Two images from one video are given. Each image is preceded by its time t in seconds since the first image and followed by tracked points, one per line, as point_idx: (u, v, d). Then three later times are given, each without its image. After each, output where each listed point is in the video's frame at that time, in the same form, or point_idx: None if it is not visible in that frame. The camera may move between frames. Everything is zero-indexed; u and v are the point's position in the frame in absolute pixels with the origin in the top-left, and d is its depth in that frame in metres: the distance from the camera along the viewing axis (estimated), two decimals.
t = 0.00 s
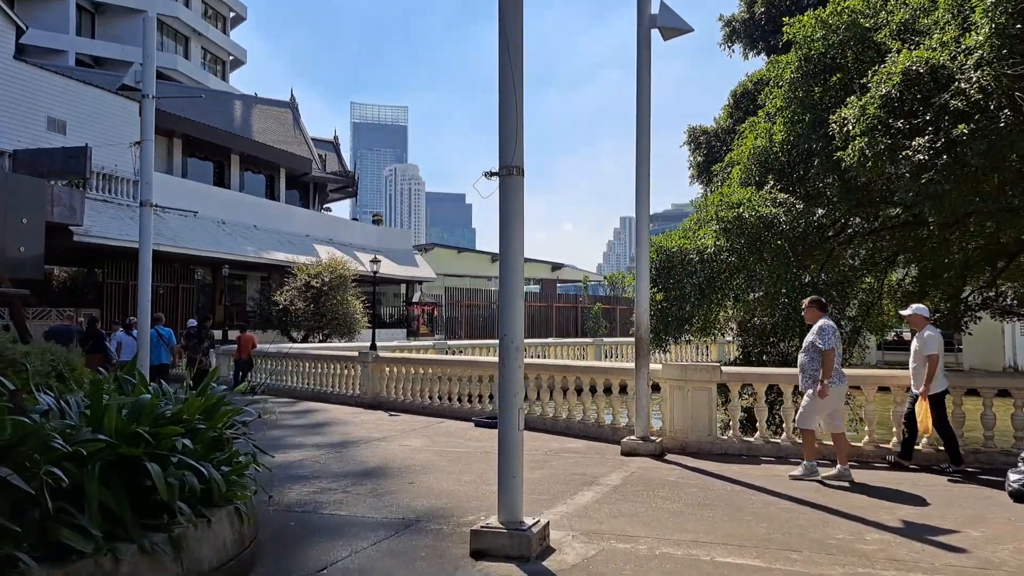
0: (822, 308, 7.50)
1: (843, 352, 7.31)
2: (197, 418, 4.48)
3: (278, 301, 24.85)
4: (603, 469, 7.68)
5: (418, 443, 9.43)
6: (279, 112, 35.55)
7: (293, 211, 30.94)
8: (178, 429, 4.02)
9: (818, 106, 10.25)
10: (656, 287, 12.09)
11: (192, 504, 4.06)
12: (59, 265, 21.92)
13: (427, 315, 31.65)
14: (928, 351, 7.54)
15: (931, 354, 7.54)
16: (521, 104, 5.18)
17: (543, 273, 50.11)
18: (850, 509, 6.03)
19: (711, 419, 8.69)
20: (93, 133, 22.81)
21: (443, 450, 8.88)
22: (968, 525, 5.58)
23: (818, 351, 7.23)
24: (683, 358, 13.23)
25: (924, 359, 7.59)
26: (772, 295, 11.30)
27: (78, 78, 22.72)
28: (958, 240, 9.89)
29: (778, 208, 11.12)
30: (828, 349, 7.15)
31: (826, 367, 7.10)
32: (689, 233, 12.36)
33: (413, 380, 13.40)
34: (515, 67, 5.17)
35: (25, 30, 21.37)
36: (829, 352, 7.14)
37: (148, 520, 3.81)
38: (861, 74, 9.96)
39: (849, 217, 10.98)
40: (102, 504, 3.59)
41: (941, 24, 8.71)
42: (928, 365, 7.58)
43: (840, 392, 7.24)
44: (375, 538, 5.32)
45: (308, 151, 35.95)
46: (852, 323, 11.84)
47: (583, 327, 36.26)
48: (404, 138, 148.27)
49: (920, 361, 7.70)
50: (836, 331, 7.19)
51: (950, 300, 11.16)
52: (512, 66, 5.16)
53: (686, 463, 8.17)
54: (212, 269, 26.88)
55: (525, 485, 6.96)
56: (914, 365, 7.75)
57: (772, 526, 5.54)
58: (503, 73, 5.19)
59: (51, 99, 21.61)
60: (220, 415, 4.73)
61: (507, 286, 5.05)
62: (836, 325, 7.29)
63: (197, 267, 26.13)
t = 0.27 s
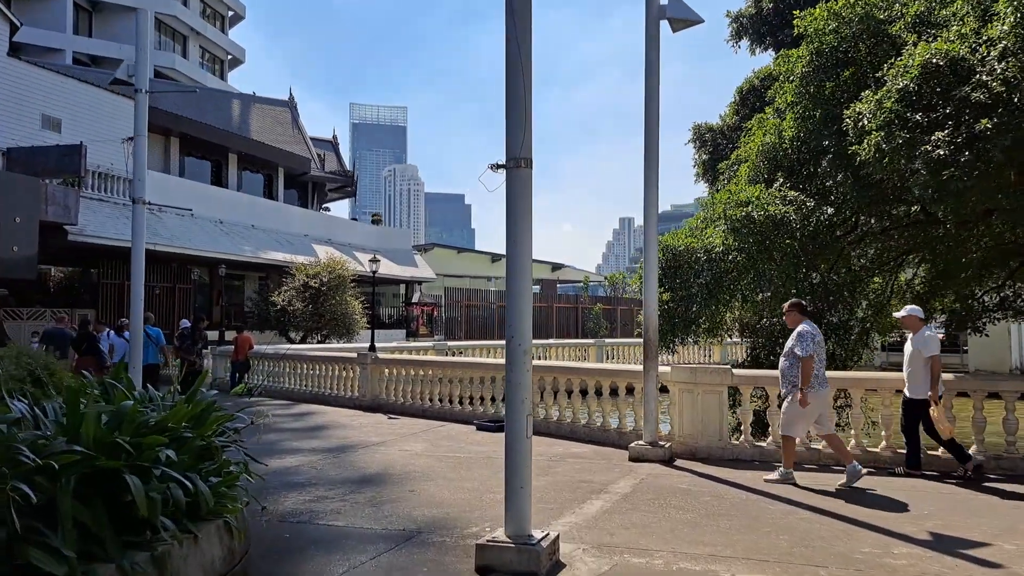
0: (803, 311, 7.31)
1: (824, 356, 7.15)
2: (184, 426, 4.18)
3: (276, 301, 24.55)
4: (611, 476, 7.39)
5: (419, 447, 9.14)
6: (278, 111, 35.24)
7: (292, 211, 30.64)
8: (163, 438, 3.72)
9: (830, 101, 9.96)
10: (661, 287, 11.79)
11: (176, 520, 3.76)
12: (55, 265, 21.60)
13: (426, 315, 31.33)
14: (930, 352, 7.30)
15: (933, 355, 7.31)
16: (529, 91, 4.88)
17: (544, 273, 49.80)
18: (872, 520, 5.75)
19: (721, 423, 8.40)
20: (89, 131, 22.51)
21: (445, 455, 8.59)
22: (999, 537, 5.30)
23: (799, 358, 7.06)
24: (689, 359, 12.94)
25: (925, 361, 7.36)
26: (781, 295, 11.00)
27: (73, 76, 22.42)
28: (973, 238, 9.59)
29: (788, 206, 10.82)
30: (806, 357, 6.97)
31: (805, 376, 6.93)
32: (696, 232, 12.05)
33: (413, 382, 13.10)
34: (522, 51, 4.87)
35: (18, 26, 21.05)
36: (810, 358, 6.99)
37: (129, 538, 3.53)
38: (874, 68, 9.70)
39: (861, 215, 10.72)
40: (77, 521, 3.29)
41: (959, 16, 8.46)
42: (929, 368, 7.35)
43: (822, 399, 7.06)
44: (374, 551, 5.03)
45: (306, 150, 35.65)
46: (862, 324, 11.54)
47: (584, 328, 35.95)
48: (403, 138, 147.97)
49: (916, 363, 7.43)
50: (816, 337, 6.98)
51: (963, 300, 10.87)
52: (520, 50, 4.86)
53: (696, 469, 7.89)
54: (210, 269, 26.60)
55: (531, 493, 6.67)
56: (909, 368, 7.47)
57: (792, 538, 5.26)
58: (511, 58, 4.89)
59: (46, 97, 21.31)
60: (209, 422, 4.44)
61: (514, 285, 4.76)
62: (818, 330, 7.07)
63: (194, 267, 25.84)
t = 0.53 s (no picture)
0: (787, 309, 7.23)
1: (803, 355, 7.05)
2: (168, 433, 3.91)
3: (274, 301, 24.24)
4: (620, 481, 7.10)
5: (419, 451, 8.85)
6: (276, 110, 34.94)
7: (290, 210, 30.34)
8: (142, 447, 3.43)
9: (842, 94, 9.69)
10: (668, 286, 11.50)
11: (159, 535, 3.47)
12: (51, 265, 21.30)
13: (426, 316, 31.08)
14: (929, 351, 7.01)
15: (933, 355, 7.02)
16: (537, 75, 4.59)
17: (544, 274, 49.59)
18: (897, 529, 5.47)
19: (733, 426, 8.09)
20: (84, 128, 22.22)
21: (447, 460, 8.30)
22: None
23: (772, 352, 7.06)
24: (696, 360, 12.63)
25: (925, 360, 7.06)
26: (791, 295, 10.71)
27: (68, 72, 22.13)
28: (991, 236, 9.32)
29: (798, 202, 10.53)
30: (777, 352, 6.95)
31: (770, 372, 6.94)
32: (703, 230, 11.76)
33: (413, 383, 12.80)
34: (532, 34, 4.58)
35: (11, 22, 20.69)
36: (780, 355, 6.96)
37: (106, 555, 3.24)
38: (888, 60, 9.44)
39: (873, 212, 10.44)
40: (48, 537, 3.02)
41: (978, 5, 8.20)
42: (929, 366, 7.06)
43: (798, 397, 6.98)
44: (374, 564, 4.74)
45: (305, 149, 35.37)
46: (874, 323, 11.27)
47: (585, 328, 35.66)
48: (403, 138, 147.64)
49: (915, 362, 7.13)
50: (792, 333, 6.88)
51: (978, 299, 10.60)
52: (528, 34, 4.57)
53: (707, 474, 7.60)
54: (207, 268, 26.30)
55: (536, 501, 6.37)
56: (906, 366, 7.17)
57: (815, 550, 4.97)
58: (519, 39, 4.59)
59: (40, 93, 21.02)
60: (196, 428, 4.15)
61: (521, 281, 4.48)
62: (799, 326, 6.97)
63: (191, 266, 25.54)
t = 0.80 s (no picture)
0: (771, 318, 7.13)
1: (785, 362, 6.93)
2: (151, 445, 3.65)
3: (272, 301, 23.94)
4: (631, 491, 6.81)
5: (420, 458, 8.56)
6: (275, 109, 34.66)
7: (289, 210, 30.06)
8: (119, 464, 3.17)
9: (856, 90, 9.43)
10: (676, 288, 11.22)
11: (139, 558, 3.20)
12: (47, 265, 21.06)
13: (425, 317, 30.81)
14: (924, 360, 6.70)
15: (929, 364, 6.70)
16: (548, 63, 4.31)
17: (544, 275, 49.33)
18: (926, 544, 5.18)
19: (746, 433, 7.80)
20: (80, 126, 21.94)
21: (450, 467, 8.00)
22: None
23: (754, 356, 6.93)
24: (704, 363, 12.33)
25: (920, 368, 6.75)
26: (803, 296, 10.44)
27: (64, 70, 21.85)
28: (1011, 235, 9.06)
29: (810, 201, 10.26)
30: (757, 356, 6.83)
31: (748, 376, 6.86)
32: (712, 230, 11.49)
33: (414, 386, 12.51)
34: (542, 19, 4.31)
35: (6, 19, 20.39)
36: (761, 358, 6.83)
37: None
38: (904, 55, 9.18)
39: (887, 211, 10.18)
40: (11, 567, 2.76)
41: None
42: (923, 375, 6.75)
43: (779, 404, 6.86)
44: None
45: (304, 148, 35.08)
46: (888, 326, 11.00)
47: (586, 330, 35.38)
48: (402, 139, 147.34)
49: (910, 369, 6.83)
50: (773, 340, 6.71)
51: (995, 300, 10.33)
52: (538, 18, 4.30)
53: (720, 483, 7.31)
54: (205, 269, 26.03)
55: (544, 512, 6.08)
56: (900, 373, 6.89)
57: (843, 568, 4.69)
58: (529, 24, 4.31)
59: (36, 92, 20.74)
60: (184, 440, 3.88)
61: (532, 282, 4.19)
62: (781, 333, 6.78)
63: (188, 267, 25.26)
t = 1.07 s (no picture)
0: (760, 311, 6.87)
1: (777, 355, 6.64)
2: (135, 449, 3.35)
3: (271, 300, 23.64)
4: (644, 495, 6.52)
5: (424, 460, 8.26)
6: (274, 107, 34.36)
7: (288, 207, 29.77)
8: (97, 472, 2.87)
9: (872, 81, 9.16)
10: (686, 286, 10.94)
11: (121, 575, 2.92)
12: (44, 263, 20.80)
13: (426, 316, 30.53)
14: (917, 355, 6.42)
15: (921, 359, 6.40)
16: (565, 38, 4.01)
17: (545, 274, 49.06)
18: (960, 554, 4.91)
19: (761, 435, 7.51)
20: (75, 122, 21.60)
21: (454, 470, 7.72)
22: None
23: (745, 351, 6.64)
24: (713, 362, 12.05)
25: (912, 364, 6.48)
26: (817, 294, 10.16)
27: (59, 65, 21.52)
28: None
29: (824, 196, 9.99)
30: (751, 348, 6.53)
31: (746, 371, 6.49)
32: (722, 226, 11.21)
33: (415, 386, 12.22)
34: None
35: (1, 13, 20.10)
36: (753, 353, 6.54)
37: None
38: (923, 44, 8.91)
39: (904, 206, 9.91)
40: None
41: None
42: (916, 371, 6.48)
43: (762, 399, 6.56)
44: None
45: (304, 146, 34.78)
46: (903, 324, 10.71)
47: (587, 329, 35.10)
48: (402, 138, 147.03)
49: (907, 364, 6.56)
50: (764, 333, 6.48)
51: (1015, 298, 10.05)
52: None
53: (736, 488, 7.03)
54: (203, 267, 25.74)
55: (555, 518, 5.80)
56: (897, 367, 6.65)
57: None
58: None
59: (28, 86, 20.39)
60: (171, 445, 3.58)
61: (549, 273, 3.90)
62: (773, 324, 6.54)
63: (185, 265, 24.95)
